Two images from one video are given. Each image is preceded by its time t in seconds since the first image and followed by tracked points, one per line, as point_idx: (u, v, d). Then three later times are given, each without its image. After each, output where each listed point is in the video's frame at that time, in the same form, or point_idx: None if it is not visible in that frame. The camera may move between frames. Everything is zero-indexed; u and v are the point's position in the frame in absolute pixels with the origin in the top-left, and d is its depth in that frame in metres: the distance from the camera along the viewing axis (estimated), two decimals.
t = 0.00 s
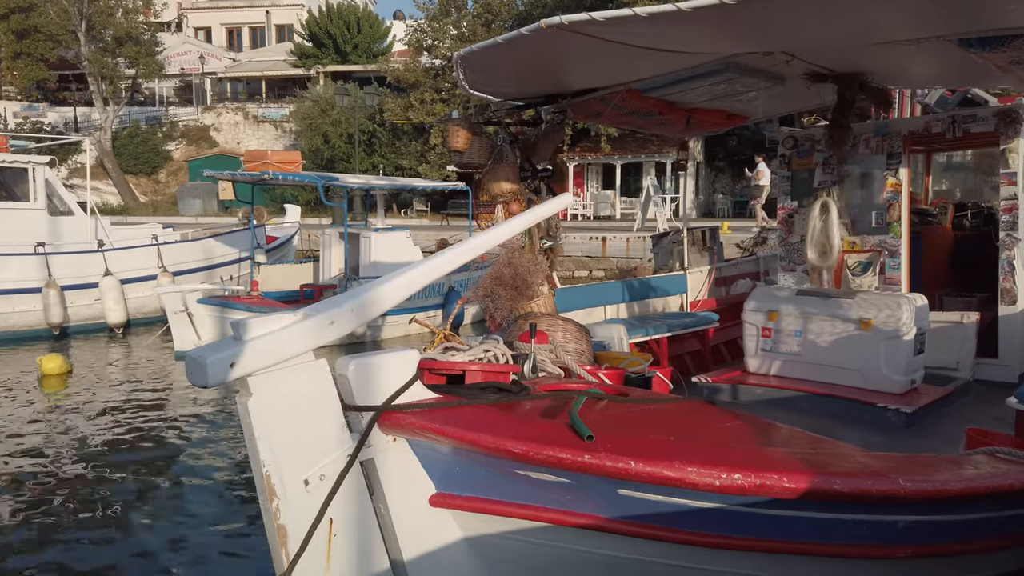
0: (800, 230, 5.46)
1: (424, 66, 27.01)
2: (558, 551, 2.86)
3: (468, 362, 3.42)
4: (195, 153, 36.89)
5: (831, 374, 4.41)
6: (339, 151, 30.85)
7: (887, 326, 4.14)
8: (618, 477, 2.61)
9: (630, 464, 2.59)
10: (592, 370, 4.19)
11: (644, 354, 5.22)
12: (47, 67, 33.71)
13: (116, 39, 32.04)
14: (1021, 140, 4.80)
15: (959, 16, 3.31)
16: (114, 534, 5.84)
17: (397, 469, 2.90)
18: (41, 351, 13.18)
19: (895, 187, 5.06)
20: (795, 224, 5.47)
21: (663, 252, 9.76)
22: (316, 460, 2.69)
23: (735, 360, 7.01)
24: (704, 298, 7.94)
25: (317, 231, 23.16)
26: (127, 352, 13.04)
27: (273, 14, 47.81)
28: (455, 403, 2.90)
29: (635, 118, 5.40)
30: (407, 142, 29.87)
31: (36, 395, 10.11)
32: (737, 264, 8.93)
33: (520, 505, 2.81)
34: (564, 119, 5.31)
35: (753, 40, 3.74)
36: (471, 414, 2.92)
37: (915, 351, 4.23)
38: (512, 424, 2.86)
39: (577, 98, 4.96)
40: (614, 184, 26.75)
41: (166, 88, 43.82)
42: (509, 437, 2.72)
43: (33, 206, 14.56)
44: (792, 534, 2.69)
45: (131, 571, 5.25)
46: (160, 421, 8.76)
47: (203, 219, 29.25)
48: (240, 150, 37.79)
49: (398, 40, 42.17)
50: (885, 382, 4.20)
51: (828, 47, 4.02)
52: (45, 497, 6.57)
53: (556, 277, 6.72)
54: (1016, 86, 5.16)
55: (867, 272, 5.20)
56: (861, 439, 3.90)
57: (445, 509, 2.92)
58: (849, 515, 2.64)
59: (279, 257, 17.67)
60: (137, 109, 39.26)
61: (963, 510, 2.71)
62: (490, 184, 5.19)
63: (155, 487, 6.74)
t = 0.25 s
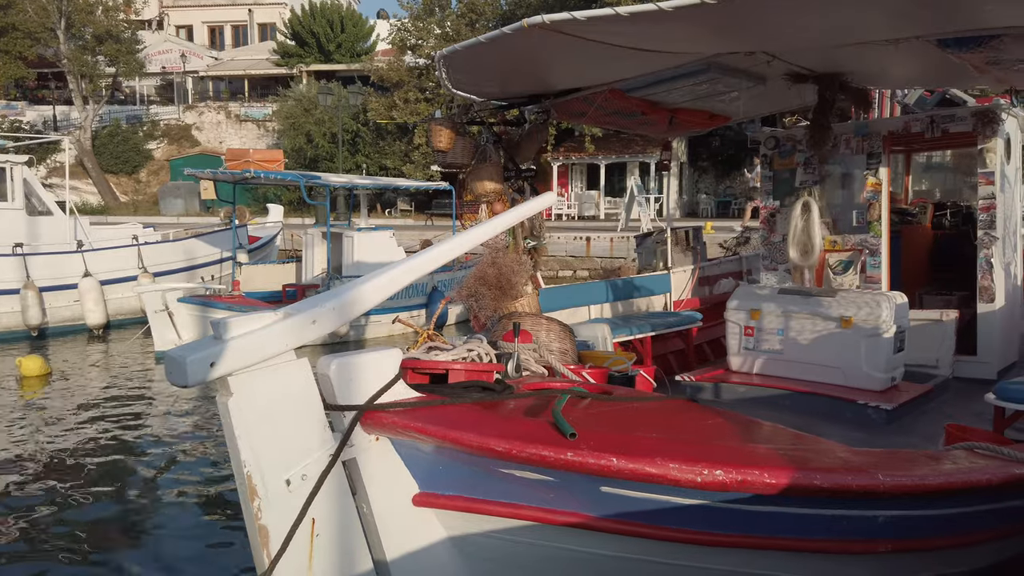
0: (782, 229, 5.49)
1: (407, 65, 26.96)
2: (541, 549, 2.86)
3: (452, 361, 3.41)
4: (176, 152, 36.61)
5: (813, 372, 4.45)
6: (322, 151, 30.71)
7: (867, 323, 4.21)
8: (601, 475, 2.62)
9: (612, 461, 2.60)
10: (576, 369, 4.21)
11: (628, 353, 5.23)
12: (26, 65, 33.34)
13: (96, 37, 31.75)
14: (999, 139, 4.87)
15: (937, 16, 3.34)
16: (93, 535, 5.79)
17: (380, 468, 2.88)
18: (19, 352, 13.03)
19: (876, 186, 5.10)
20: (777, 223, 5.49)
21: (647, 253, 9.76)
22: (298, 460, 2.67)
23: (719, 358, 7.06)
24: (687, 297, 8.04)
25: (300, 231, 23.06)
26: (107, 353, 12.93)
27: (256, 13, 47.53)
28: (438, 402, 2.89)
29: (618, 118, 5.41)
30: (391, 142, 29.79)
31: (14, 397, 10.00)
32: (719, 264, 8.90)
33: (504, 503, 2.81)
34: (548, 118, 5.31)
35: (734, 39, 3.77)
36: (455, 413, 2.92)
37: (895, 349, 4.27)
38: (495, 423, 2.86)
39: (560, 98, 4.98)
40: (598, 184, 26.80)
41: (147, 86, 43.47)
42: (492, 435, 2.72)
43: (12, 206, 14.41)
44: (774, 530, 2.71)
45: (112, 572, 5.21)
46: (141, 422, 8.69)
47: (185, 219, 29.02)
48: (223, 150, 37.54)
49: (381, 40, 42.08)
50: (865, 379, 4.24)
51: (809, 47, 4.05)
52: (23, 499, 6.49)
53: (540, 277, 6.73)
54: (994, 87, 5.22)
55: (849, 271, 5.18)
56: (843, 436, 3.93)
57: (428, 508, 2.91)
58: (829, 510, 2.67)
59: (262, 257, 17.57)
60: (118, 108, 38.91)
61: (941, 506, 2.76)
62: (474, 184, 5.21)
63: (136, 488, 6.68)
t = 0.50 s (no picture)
0: (763, 228, 5.52)
1: (391, 65, 26.89)
2: (524, 548, 2.86)
3: (434, 361, 3.40)
4: (157, 152, 36.30)
5: (794, 370, 4.48)
6: (305, 151, 30.54)
7: (847, 322, 4.23)
8: (584, 475, 2.63)
9: (595, 461, 2.61)
10: (559, 368, 4.20)
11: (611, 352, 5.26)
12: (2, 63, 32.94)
13: (74, 35, 31.43)
14: (976, 139, 4.93)
15: (914, 18, 3.38)
16: (72, 536, 5.73)
17: (362, 469, 2.87)
18: None
19: (856, 186, 5.15)
20: (759, 222, 5.52)
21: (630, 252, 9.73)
22: (279, 461, 2.66)
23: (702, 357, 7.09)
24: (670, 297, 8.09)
25: (282, 231, 22.93)
26: (87, 353, 12.80)
27: (237, 11, 47.21)
28: (421, 402, 2.89)
29: (601, 118, 5.41)
30: (374, 142, 29.70)
31: None
32: (703, 263, 8.98)
33: (486, 504, 2.81)
34: (530, 118, 5.28)
35: (715, 40, 3.79)
36: (438, 414, 2.91)
37: (876, 347, 4.31)
38: (478, 423, 2.85)
39: (543, 97, 4.99)
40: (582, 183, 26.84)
41: (127, 85, 43.10)
42: (474, 436, 2.72)
43: None
44: (755, 528, 2.73)
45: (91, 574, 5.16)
46: (121, 423, 8.61)
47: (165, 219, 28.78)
48: (204, 149, 37.27)
49: (364, 39, 41.96)
50: (846, 377, 4.27)
51: (788, 48, 4.07)
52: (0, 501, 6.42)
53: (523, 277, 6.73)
54: (971, 88, 5.28)
55: (829, 270, 5.27)
56: (823, 434, 3.96)
57: (410, 509, 2.90)
58: (810, 508, 2.69)
59: (243, 257, 17.45)
60: (97, 107, 38.53)
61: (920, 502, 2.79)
62: (456, 184, 5.19)
63: (117, 488, 6.63)
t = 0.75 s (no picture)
0: (745, 227, 5.55)
1: (373, 64, 26.79)
2: (505, 549, 2.86)
3: (416, 362, 3.38)
4: (136, 151, 35.96)
5: (775, 368, 4.50)
6: (287, 150, 30.35)
7: (826, 320, 4.26)
8: (565, 475, 2.63)
9: (575, 462, 2.60)
10: (542, 367, 4.21)
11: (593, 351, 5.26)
12: None
13: (52, 33, 31.06)
14: (954, 139, 4.98)
15: (892, 19, 3.40)
16: (49, 538, 5.66)
17: (343, 471, 2.85)
18: None
19: (836, 185, 5.18)
20: (740, 222, 5.55)
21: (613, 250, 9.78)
22: (257, 464, 2.63)
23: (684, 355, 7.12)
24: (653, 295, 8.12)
25: (263, 231, 22.78)
26: (65, 355, 12.66)
27: (218, 10, 46.86)
28: (403, 403, 2.87)
29: (583, 117, 5.42)
30: (357, 141, 29.58)
31: None
32: (685, 262, 9.12)
33: (467, 504, 2.80)
34: (513, 117, 5.27)
35: (696, 40, 3.80)
36: (418, 415, 2.90)
37: (855, 345, 4.35)
38: (459, 424, 2.84)
39: (527, 95, 5.02)
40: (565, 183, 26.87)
41: (106, 84, 42.71)
42: (455, 437, 2.71)
43: None
44: (736, 527, 2.75)
45: None
46: (100, 425, 8.52)
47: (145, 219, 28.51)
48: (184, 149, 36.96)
49: (346, 38, 41.82)
50: (825, 374, 4.31)
51: (768, 48, 4.09)
52: None
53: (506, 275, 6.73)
54: (949, 88, 5.33)
55: (810, 269, 5.31)
56: (804, 432, 3.99)
57: (391, 511, 2.89)
58: (789, 507, 2.71)
59: (224, 257, 17.32)
60: (75, 106, 38.12)
61: (898, 499, 2.83)
62: (439, 183, 5.19)
63: (95, 491, 6.55)
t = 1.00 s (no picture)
0: (727, 226, 5.57)
1: (356, 64, 26.66)
2: (488, 549, 2.85)
3: (397, 361, 3.36)
4: (116, 151, 35.59)
5: (757, 367, 4.52)
6: (268, 150, 30.11)
7: (807, 320, 4.28)
8: (546, 476, 2.62)
9: (557, 463, 2.60)
10: (525, 367, 4.21)
11: (575, 350, 5.27)
12: None
13: (30, 31, 30.65)
14: (933, 140, 5.03)
15: (872, 20, 3.43)
16: (25, 539, 5.59)
17: (324, 472, 2.82)
18: None
19: (817, 184, 5.21)
20: (723, 220, 5.57)
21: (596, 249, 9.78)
22: (236, 466, 2.61)
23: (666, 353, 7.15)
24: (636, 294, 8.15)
25: (245, 231, 22.61)
26: (42, 355, 12.51)
27: (199, 8, 46.44)
28: (383, 404, 2.86)
29: (566, 115, 5.42)
30: (339, 141, 29.43)
31: None
32: (668, 260, 9.21)
33: (449, 505, 2.79)
34: (496, 115, 5.35)
35: (678, 40, 3.82)
36: (400, 416, 2.88)
37: (836, 344, 4.38)
38: (440, 425, 2.83)
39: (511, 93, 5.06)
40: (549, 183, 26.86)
41: (84, 82, 42.27)
42: (435, 438, 2.69)
43: None
44: (716, 526, 2.76)
45: None
46: (78, 426, 8.43)
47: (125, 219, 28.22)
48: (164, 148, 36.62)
49: (329, 38, 41.59)
50: (806, 373, 4.34)
51: (750, 48, 4.11)
52: None
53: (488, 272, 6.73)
54: (928, 89, 5.38)
55: (791, 268, 5.34)
56: (786, 430, 4.01)
57: (372, 512, 2.87)
58: (771, 506, 2.73)
59: (205, 258, 17.17)
60: (53, 104, 37.67)
61: (876, 498, 2.86)
62: (422, 182, 5.15)
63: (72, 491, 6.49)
